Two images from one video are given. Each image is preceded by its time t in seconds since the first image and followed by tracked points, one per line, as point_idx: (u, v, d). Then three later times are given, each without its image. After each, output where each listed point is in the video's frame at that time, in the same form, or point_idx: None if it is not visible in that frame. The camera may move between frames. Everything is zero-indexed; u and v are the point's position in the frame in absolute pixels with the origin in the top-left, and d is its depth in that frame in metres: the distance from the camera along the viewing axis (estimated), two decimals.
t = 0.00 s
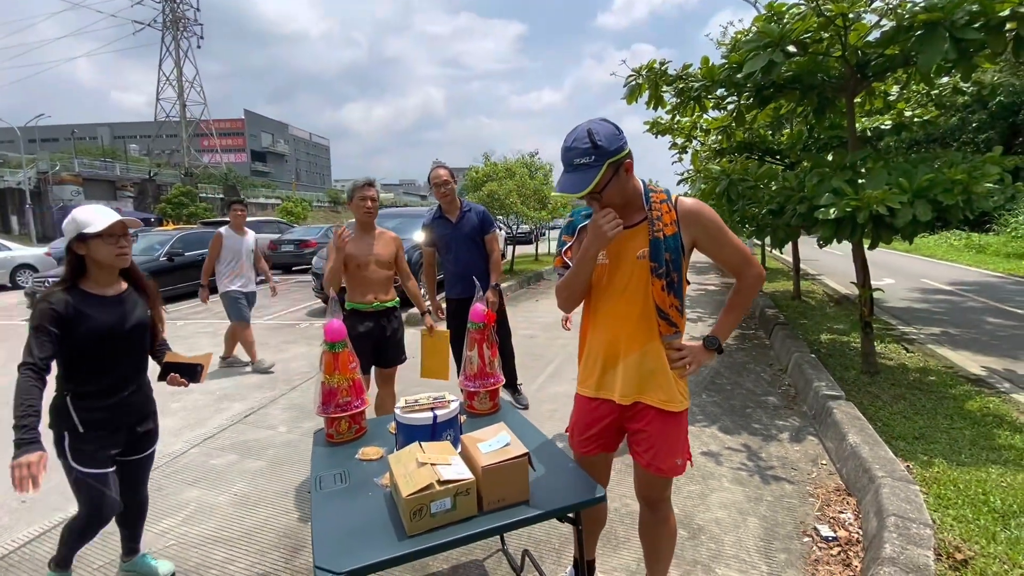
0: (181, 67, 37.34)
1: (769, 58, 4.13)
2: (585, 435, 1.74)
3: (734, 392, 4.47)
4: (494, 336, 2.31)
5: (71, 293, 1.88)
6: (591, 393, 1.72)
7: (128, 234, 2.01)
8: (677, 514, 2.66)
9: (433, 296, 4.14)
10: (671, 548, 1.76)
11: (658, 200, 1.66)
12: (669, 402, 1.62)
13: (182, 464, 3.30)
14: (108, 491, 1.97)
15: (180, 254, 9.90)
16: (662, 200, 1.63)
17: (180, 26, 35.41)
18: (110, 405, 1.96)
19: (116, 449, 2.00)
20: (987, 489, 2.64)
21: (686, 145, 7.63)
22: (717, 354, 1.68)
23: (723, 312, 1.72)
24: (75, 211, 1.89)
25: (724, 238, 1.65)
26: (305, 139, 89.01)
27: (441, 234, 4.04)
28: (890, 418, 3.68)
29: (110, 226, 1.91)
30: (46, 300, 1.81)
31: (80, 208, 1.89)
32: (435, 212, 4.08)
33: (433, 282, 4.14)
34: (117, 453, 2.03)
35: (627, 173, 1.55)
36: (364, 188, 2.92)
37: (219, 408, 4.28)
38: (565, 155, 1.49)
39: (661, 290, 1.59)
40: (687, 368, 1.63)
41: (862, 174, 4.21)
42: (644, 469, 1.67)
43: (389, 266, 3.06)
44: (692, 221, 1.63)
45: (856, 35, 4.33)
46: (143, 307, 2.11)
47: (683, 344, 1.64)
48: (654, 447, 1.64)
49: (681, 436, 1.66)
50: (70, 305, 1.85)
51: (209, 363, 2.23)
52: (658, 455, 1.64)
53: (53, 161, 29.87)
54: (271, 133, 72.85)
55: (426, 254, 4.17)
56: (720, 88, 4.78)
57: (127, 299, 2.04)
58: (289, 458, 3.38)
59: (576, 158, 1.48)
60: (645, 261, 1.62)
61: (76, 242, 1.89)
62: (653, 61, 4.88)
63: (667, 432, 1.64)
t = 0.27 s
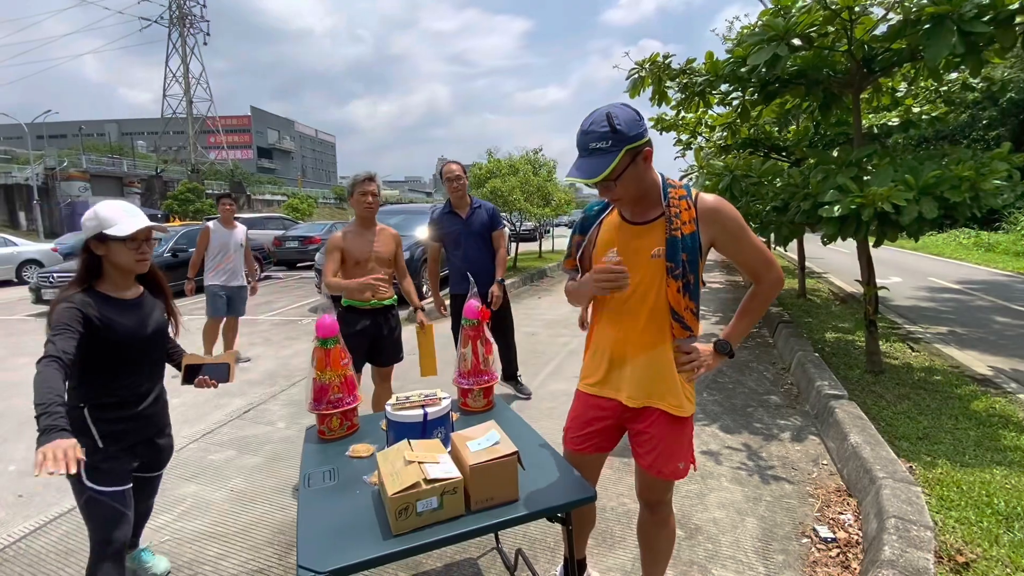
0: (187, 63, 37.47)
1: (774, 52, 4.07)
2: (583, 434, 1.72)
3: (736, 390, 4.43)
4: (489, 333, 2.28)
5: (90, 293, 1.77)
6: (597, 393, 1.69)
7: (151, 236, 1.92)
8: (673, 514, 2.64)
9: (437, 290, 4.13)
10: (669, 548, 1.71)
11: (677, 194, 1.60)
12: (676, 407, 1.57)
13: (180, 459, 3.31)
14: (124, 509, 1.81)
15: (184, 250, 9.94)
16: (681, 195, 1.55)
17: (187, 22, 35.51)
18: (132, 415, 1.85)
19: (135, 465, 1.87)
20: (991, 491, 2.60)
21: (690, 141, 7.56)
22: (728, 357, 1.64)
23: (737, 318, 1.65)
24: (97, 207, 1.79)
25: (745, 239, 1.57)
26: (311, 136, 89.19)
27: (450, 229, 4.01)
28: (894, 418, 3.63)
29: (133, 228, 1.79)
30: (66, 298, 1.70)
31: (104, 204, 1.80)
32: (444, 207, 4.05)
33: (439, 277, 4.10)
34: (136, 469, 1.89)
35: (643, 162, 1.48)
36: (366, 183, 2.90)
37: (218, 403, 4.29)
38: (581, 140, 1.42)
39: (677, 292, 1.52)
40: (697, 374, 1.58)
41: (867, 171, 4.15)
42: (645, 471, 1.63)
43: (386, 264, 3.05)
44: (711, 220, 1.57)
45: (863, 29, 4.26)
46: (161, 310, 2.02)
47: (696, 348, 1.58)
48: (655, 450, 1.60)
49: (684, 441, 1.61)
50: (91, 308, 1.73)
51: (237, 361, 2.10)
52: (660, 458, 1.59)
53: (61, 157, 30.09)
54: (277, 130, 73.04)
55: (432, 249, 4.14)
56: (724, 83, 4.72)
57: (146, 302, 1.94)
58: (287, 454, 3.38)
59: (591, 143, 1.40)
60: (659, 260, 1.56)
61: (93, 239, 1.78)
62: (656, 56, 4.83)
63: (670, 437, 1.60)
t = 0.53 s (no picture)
0: (202, 62, 37.90)
1: (785, 47, 3.98)
2: (583, 441, 1.68)
3: (744, 392, 4.36)
4: (488, 332, 2.24)
5: (110, 295, 1.59)
6: (594, 397, 1.65)
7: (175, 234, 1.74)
8: (676, 518, 2.59)
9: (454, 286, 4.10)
10: (668, 552, 1.67)
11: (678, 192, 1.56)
12: (675, 413, 1.53)
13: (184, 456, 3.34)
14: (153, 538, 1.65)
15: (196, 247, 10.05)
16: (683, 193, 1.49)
17: (201, 22, 35.89)
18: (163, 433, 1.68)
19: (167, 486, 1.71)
20: (1006, 498, 2.52)
21: (702, 138, 7.44)
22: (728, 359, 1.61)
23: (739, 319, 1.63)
24: (118, 198, 1.59)
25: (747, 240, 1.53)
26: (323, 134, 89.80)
27: (478, 227, 3.98)
28: (908, 422, 3.54)
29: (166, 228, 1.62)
30: (91, 300, 1.53)
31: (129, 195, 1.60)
32: (471, 204, 4.04)
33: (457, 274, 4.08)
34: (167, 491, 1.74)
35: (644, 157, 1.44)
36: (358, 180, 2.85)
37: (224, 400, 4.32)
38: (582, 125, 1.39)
39: (677, 295, 1.48)
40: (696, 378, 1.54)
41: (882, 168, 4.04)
42: (641, 476, 1.60)
43: (381, 263, 3.03)
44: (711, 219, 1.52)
45: (878, 23, 4.15)
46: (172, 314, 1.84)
47: (695, 351, 1.54)
48: (652, 455, 1.57)
49: (682, 445, 1.58)
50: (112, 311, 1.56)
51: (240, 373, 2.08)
52: (657, 464, 1.56)
53: (79, 156, 30.63)
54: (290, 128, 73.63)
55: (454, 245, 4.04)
56: (735, 78, 4.63)
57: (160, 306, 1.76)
58: (290, 452, 3.39)
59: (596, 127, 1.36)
60: (659, 261, 1.52)
61: (113, 234, 1.60)
62: (665, 51, 4.75)
63: (671, 443, 1.56)
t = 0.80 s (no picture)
0: (224, 63, 38.56)
1: (801, 42, 3.87)
2: (571, 443, 1.66)
3: (757, 395, 4.27)
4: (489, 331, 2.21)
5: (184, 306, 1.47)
6: (578, 398, 1.62)
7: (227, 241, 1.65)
8: (681, 522, 2.55)
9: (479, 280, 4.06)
10: (662, 556, 1.62)
11: (650, 185, 1.55)
12: (659, 411, 1.49)
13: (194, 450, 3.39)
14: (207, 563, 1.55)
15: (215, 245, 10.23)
16: (654, 185, 1.48)
17: (223, 24, 36.51)
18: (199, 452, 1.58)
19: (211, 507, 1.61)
20: None
21: (718, 136, 7.31)
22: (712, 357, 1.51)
23: (715, 313, 1.53)
24: (183, 199, 1.47)
25: (721, 230, 1.47)
26: (341, 133, 90.79)
27: (512, 224, 3.96)
28: (926, 428, 3.43)
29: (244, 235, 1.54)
30: (177, 313, 1.41)
31: (195, 197, 1.50)
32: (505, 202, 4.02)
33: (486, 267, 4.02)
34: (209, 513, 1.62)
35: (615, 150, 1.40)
36: (335, 178, 2.85)
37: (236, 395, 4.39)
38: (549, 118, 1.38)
39: (653, 288, 1.45)
40: (680, 374, 1.49)
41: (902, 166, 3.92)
42: (631, 479, 1.55)
43: (364, 261, 3.03)
44: (685, 211, 1.46)
45: (899, 16, 4.02)
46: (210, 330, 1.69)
47: (677, 347, 1.50)
48: (640, 457, 1.52)
49: (671, 446, 1.53)
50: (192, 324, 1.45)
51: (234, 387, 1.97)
52: (646, 466, 1.51)
53: (106, 155, 31.44)
54: (308, 128, 74.55)
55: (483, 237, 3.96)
56: (751, 75, 4.53)
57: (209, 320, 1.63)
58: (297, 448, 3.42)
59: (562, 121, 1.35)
60: (634, 256, 1.49)
61: (183, 241, 1.47)
62: (678, 48, 4.67)
63: (660, 444, 1.51)
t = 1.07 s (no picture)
0: (249, 65, 39.37)
1: (821, 39, 3.80)
2: (566, 440, 1.66)
3: (773, 398, 4.20)
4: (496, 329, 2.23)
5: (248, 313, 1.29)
6: (566, 397, 1.62)
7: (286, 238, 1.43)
8: (689, 524, 2.53)
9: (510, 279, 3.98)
10: (663, 557, 1.64)
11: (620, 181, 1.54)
12: (646, 402, 1.50)
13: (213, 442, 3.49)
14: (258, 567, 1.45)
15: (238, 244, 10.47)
16: (625, 181, 1.51)
17: (248, 27, 37.30)
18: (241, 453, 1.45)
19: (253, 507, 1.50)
20: None
21: (737, 135, 7.20)
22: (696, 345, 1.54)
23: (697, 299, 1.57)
24: (258, 196, 1.28)
25: (693, 220, 1.51)
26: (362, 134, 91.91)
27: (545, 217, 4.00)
28: (949, 434, 3.33)
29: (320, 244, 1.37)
30: (243, 327, 1.24)
31: (271, 194, 1.30)
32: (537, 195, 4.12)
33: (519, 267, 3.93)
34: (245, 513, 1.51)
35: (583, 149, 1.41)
36: (323, 177, 2.80)
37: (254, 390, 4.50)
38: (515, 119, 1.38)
39: (631, 281, 1.45)
40: (667, 364, 1.50)
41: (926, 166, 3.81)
42: (627, 476, 1.56)
43: (358, 259, 3.05)
44: (657, 203, 1.50)
45: (924, 11, 3.93)
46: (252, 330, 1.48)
47: (662, 338, 1.51)
48: (635, 452, 1.53)
49: (665, 440, 1.55)
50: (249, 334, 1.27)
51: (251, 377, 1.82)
52: (641, 461, 1.52)
53: (136, 156, 32.40)
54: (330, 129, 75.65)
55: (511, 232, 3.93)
56: (769, 73, 4.46)
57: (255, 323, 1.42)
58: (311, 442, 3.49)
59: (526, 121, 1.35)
60: (611, 250, 1.49)
61: (255, 240, 1.27)
62: (695, 46, 4.62)
63: (652, 436, 1.53)
